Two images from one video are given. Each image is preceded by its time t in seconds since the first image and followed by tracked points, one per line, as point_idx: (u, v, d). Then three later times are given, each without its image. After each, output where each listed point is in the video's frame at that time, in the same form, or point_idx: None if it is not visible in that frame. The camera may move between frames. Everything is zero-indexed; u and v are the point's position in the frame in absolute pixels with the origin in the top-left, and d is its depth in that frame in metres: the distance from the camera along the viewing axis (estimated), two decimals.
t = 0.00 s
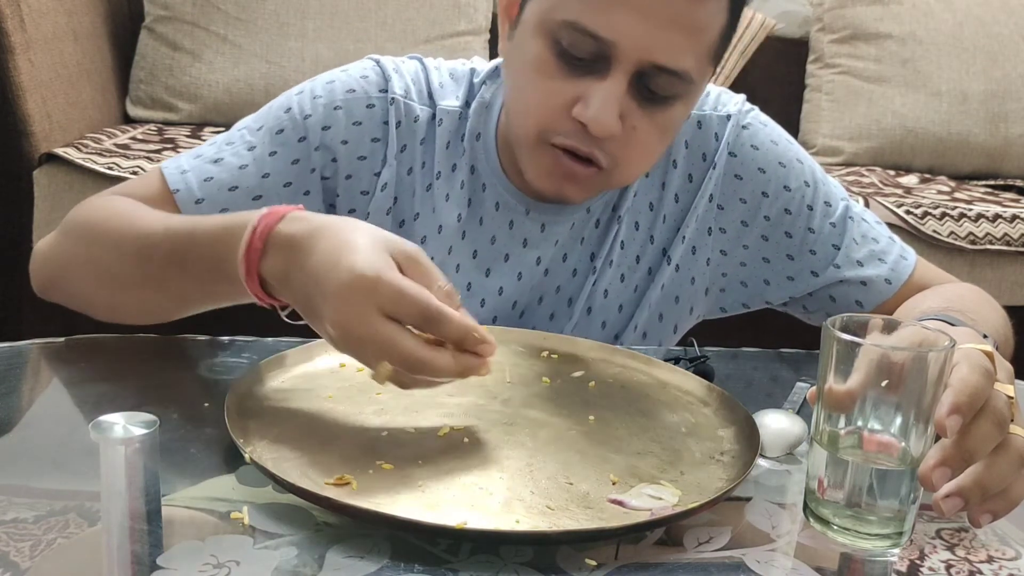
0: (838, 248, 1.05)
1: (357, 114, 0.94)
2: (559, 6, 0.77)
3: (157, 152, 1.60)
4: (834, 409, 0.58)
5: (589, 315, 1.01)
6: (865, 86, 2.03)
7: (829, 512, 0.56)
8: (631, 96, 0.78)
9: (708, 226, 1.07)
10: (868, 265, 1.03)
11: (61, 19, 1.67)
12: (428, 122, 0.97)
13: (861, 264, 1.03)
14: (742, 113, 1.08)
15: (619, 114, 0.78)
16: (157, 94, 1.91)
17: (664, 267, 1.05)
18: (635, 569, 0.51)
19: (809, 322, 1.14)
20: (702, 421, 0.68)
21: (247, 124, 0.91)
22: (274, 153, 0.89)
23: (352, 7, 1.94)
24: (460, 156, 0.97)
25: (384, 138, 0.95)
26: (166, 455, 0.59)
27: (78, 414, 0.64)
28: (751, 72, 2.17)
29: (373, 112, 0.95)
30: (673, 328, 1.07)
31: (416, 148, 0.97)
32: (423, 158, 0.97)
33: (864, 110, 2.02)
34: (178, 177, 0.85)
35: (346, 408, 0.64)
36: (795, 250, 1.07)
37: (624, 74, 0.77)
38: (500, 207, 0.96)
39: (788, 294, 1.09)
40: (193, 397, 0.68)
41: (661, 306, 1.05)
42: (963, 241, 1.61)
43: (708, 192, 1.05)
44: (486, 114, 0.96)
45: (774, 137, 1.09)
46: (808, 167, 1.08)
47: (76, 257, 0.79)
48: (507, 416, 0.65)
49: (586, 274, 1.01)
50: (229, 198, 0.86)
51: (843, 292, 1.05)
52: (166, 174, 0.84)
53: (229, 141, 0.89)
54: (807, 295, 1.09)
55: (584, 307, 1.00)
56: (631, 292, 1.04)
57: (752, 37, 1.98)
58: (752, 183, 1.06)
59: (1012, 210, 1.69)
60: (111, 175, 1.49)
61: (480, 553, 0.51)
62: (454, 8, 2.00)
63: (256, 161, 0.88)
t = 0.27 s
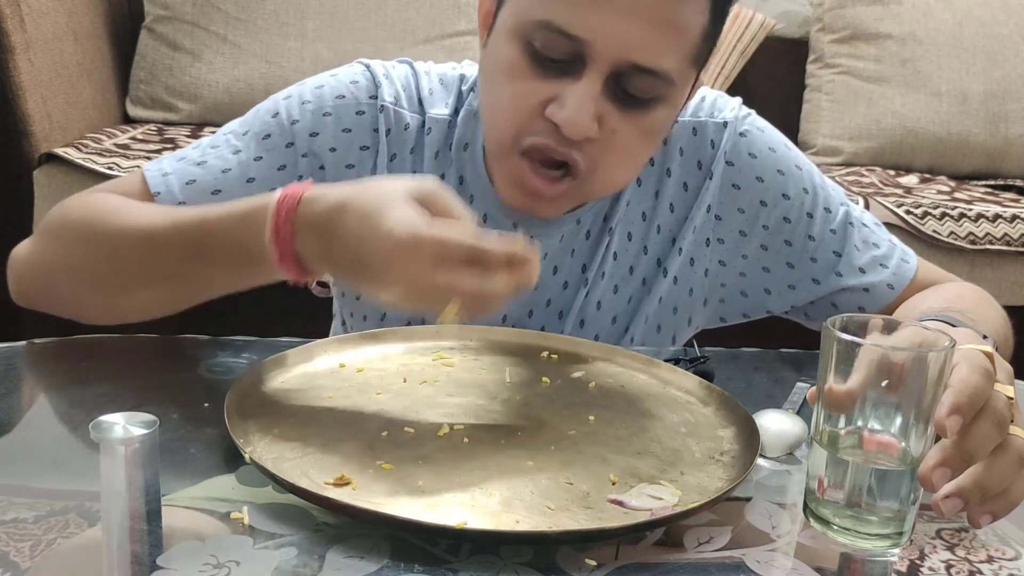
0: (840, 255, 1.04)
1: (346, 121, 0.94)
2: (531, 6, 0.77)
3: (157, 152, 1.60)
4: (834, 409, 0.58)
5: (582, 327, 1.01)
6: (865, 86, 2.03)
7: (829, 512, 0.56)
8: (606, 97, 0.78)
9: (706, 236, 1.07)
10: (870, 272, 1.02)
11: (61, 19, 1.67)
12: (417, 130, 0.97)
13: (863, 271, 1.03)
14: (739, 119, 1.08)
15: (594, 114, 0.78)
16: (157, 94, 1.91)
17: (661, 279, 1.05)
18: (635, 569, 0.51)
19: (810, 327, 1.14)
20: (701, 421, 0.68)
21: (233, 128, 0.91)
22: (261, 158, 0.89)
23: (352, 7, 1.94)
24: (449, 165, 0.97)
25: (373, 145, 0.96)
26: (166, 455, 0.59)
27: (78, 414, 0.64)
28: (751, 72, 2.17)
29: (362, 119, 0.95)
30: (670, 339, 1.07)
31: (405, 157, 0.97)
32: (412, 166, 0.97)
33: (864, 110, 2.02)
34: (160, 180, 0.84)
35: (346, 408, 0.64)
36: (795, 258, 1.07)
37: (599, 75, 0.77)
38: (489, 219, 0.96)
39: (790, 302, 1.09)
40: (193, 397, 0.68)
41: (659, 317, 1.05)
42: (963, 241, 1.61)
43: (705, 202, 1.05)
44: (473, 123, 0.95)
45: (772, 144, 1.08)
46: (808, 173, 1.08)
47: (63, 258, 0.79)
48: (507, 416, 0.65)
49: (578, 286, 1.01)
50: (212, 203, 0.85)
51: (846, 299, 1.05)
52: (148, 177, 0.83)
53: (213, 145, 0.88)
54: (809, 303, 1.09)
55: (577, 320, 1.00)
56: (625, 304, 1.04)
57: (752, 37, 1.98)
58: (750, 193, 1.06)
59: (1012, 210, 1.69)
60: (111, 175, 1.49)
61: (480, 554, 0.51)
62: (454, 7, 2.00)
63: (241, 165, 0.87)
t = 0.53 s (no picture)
0: (842, 261, 1.05)
1: (342, 121, 0.94)
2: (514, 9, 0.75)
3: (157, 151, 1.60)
4: (834, 409, 0.58)
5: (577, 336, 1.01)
6: (865, 86, 2.03)
7: (829, 512, 0.56)
8: (587, 104, 0.75)
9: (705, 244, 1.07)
10: (872, 277, 1.03)
11: (61, 19, 1.67)
12: (412, 133, 0.96)
13: (865, 275, 1.04)
14: (738, 125, 1.07)
15: (574, 121, 0.74)
16: (157, 94, 1.91)
17: (660, 289, 1.04)
18: (635, 569, 0.51)
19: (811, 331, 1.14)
20: (701, 421, 0.68)
21: (227, 125, 0.91)
22: (255, 154, 0.88)
23: (352, 7, 1.94)
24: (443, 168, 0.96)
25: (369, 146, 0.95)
26: (167, 455, 0.59)
27: (78, 414, 0.64)
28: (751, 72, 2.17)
29: (358, 119, 0.94)
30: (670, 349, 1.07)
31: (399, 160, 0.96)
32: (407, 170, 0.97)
33: (864, 110, 2.02)
34: (153, 171, 0.83)
35: (347, 408, 0.64)
36: (796, 265, 1.07)
37: (580, 80, 0.74)
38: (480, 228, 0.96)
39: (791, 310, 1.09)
40: (193, 397, 0.68)
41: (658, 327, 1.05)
42: (963, 241, 1.61)
43: (705, 210, 1.05)
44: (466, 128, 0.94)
45: (771, 149, 1.08)
46: (808, 178, 1.08)
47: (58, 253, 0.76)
48: (507, 417, 0.65)
49: (572, 295, 1.01)
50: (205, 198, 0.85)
51: (849, 302, 1.05)
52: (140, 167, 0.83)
53: (207, 139, 0.88)
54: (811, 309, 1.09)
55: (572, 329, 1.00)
56: (622, 313, 1.04)
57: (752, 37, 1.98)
58: (750, 201, 1.06)
59: (1012, 210, 1.69)
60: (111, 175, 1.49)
61: (480, 553, 0.51)
62: (454, 7, 2.00)
63: (233, 160, 0.87)
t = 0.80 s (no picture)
0: (842, 259, 1.05)
1: (344, 123, 0.94)
2: (527, 16, 0.77)
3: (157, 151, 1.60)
4: (834, 409, 0.58)
5: (580, 333, 1.02)
6: (865, 86, 2.03)
7: (829, 512, 0.56)
8: (604, 108, 0.78)
9: (706, 241, 1.07)
10: (872, 275, 1.02)
11: (61, 19, 1.67)
12: (416, 133, 0.97)
13: (865, 274, 1.03)
14: (740, 122, 1.08)
15: (592, 126, 0.77)
16: (157, 94, 1.91)
17: (661, 285, 1.05)
18: (635, 568, 0.51)
19: (812, 330, 1.14)
20: (701, 421, 0.68)
21: (229, 129, 0.90)
22: (257, 162, 0.88)
23: (352, 7, 1.94)
24: (445, 167, 0.97)
25: (372, 147, 0.96)
26: (167, 455, 0.59)
27: (78, 414, 0.64)
28: (751, 72, 2.17)
29: (360, 120, 0.95)
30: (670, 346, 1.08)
31: (404, 158, 0.97)
32: (411, 168, 0.98)
33: (864, 110, 2.02)
34: (159, 183, 0.84)
35: (347, 407, 0.64)
36: (797, 263, 1.07)
37: (597, 86, 0.76)
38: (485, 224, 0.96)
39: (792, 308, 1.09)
40: (193, 397, 0.68)
41: (658, 324, 1.06)
42: (963, 241, 1.61)
43: (706, 207, 1.05)
44: (469, 128, 0.95)
45: (773, 147, 1.08)
46: (809, 177, 1.08)
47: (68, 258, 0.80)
48: (507, 416, 0.65)
49: (576, 293, 1.02)
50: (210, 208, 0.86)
51: (850, 302, 1.05)
52: (147, 179, 0.83)
53: (211, 146, 0.88)
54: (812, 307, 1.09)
55: (576, 326, 1.01)
56: (624, 310, 1.05)
57: (752, 37, 1.98)
58: (751, 198, 1.07)
59: (1013, 210, 1.69)
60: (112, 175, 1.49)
61: (480, 553, 0.51)
62: (454, 7, 2.00)
63: (239, 170, 0.87)
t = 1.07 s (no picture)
0: (839, 251, 1.04)
1: (357, 106, 0.94)
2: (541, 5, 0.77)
3: (157, 151, 1.60)
4: (834, 409, 0.58)
5: (584, 318, 1.01)
6: (865, 86, 2.03)
7: (829, 512, 0.56)
8: (614, 95, 0.78)
9: (707, 229, 1.07)
10: (869, 267, 1.03)
11: (61, 19, 1.67)
12: (427, 116, 0.97)
13: (862, 266, 1.03)
14: (742, 115, 1.08)
15: (602, 111, 0.78)
16: (157, 94, 1.91)
17: (663, 271, 1.05)
18: (635, 568, 0.51)
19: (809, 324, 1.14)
20: (701, 421, 0.68)
21: (247, 117, 0.91)
22: (274, 146, 0.89)
23: (352, 7, 1.94)
24: (456, 151, 0.97)
25: (385, 130, 0.95)
26: (166, 455, 0.59)
27: (78, 415, 0.64)
28: (751, 72, 2.17)
29: (373, 104, 0.95)
30: (671, 333, 1.07)
31: (414, 141, 0.97)
32: (421, 151, 0.97)
33: (863, 110, 2.02)
34: (178, 170, 0.85)
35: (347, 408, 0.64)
36: (795, 254, 1.07)
37: (608, 72, 0.77)
38: (493, 207, 0.96)
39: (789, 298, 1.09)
40: (193, 397, 0.68)
41: (659, 310, 1.05)
42: (963, 241, 1.61)
43: (707, 194, 1.05)
44: (480, 111, 0.96)
45: (774, 140, 1.08)
46: (809, 170, 1.08)
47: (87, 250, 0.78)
48: (508, 416, 0.65)
49: (581, 278, 1.01)
50: (230, 190, 0.86)
51: (846, 294, 1.05)
52: (167, 167, 0.84)
53: (229, 134, 0.89)
54: (809, 298, 1.09)
55: (580, 311, 1.01)
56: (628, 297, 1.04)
57: (752, 38, 1.98)
58: (752, 187, 1.07)
59: (1012, 210, 1.69)
60: (112, 175, 1.49)
61: (480, 553, 0.51)
62: (454, 7, 2.00)
63: (256, 153, 0.88)
